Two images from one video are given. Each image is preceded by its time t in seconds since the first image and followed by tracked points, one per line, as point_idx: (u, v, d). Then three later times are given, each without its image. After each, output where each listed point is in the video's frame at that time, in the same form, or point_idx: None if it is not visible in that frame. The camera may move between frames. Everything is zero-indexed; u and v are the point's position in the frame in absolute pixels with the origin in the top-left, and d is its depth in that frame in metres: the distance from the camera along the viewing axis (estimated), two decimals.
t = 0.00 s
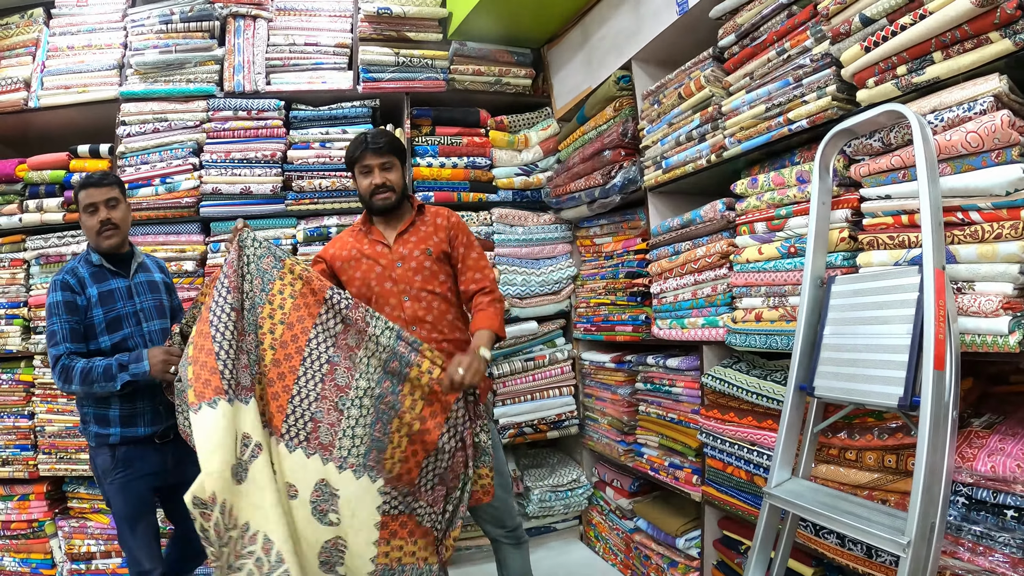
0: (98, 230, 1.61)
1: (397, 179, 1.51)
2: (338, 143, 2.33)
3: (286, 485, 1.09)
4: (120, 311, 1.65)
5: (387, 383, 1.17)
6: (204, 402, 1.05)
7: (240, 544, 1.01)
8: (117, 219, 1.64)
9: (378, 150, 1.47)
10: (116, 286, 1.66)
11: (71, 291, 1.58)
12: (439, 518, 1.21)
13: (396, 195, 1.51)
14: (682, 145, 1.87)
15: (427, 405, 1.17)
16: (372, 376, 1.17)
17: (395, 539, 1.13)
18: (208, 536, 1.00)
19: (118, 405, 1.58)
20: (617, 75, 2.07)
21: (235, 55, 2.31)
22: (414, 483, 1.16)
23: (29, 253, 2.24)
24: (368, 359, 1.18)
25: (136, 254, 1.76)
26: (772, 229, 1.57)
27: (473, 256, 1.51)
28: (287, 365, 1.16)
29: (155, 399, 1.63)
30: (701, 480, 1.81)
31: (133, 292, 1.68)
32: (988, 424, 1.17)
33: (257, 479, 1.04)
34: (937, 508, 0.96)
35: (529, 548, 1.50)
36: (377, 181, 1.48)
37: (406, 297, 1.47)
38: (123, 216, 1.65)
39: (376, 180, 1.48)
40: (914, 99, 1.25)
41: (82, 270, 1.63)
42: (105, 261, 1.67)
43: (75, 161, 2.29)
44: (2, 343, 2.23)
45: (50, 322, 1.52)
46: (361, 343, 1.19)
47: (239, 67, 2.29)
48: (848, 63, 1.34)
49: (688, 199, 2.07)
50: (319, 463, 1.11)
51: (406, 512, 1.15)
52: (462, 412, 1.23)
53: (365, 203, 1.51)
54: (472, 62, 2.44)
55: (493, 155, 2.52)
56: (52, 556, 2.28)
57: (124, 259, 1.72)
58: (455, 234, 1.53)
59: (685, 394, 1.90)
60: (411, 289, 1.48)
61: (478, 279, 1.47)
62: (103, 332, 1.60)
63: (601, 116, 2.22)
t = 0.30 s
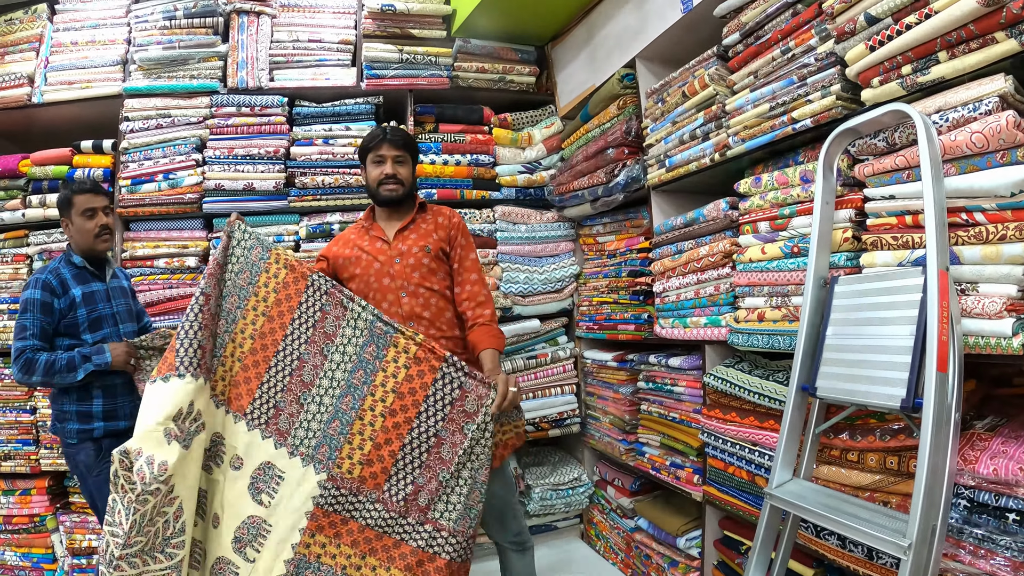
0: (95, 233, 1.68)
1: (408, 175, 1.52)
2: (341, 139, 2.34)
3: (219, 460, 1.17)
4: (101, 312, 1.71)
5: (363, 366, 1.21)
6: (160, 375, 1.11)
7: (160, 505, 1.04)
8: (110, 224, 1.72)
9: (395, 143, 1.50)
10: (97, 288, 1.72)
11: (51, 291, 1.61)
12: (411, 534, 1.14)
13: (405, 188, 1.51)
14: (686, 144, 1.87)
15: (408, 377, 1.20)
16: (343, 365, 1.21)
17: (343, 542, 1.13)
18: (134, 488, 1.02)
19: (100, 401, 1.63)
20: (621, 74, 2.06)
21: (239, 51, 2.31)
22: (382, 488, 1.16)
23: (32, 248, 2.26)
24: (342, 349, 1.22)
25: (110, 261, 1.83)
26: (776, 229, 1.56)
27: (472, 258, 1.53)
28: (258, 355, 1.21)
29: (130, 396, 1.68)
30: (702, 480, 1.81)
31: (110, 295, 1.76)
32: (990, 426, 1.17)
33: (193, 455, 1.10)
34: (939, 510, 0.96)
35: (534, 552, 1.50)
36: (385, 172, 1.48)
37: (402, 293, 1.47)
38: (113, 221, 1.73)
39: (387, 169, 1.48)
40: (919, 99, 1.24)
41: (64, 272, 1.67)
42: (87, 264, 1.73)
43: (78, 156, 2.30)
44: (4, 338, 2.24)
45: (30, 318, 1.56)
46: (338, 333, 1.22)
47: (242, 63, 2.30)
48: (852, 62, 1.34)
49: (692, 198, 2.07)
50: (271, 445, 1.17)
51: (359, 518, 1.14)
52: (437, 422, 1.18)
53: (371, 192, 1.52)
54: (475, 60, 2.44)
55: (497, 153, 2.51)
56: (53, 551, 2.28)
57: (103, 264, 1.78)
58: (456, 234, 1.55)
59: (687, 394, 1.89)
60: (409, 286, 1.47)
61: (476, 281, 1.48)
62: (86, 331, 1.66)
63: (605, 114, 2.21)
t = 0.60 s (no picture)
0: (65, 238, 1.80)
1: (422, 171, 1.54)
2: (343, 138, 2.34)
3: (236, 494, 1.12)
4: (62, 311, 1.82)
5: (341, 364, 1.09)
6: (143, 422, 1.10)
7: (169, 541, 1.05)
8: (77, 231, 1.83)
9: (411, 138, 1.53)
10: (61, 288, 1.83)
11: (15, 288, 1.73)
12: (424, 530, 0.98)
13: (419, 183, 1.53)
14: (686, 145, 1.87)
15: (391, 363, 1.08)
16: (321, 370, 1.09)
17: (349, 556, 0.97)
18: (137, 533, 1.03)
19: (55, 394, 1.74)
20: (623, 74, 2.06)
21: (241, 49, 2.32)
22: (379, 490, 0.99)
23: (35, 245, 2.28)
24: (319, 351, 1.11)
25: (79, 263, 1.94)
26: (776, 231, 1.57)
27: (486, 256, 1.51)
28: (242, 381, 1.14)
29: (83, 391, 1.77)
30: (701, 480, 1.82)
31: (73, 295, 1.86)
32: (988, 428, 1.18)
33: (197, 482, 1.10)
34: (935, 511, 0.97)
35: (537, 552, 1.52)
36: (400, 167, 1.50)
37: (409, 291, 1.46)
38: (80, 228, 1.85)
39: (402, 164, 1.50)
40: (919, 101, 1.25)
41: (30, 270, 1.78)
42: (54, 265, 1.84)
43: (80, 154, 2.31)
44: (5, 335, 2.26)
45: None
46: (312, 340, 1.12)
47: (244, 61, 2.31)
48: (853, 64, 1.34)
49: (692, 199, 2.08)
50: (272, 468, 1.08)
51: (366, 528, 0.97)
52: (428, 402, 1.04)
53: (385, 187, 1.53)
54: (477, 60, 2.45)
55: (498, 152, 2.52)
56: (54, 547, 2.28)
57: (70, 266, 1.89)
58: (467, 232, 1.54)
59: (686, 394, 1.90)
60: (416, 283, 1.47)
61: (495, 280, 1.48)
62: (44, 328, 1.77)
63: (606, 115, 2.22)
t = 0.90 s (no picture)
0: (28, 239, 1.79)
1: (440, 168, 1.53)
2: (342, 137, 2.35)
3: None
4: (21, 308, 1.81)
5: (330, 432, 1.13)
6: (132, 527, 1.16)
7: None
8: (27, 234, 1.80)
9: (429, 136, 1.52)
10: (21, 286, 1.83)
11: None
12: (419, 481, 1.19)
13: (436, 181, 1.52)
14: (684, 146, 1.88)
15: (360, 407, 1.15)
16: (316, 445, 1.12)
17: (371, 523, 1.13)
18: None
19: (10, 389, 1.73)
20: (622, 74, 2.06)
21: (241, 48, 2.32)
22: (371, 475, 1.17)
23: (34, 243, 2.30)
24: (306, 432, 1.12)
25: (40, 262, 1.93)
26: (773, 232, 1.57)
27: (508, 257, 1.52)
28: (234, 487, 1.09)
29: (33, 386, 1.78)
30: (697, 480, 1.82)
31: (33, 293, 1.86)
32: (983, 430, 1.18)
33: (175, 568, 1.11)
34: (929, 512, 0.97)
35: (536, 555, 1.51)
36: (417, 165, 1.49)
37: (425, 289, 1.47)
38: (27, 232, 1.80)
39: (420, 162, 1.49)
40: (916, 104, 1.25)
41: None
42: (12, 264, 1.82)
43: (80, 152, 2.31)
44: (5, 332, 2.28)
45: None
46: (293, 424, 1.12)
47: (244, 60, 2.31)
48: (850, 66, 1.35)
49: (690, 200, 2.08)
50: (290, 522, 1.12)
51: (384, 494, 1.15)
52: (416, 397, 1.19)
53: (401, 185, 1.52)
54: (476, 59, 2.45)
55: (497, 152, 2.52)
56: (52, 544, 2.29)
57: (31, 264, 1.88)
58: (486, 230, 1.53)
59: (683, 394, 1.91)
60: (432, 280, 1.47)
61: (518, 276, 1.50)
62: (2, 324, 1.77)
63: (605, 115, 2.22)
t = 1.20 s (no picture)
0: None
1: (472, 167, 1.54)
2: (342, 135, 2.34)
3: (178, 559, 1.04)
4: None
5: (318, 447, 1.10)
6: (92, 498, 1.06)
7: None
8: None
9: (462, 135, 1.52)
10: None
11: None
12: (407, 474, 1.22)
13: (467, 178, 1.53)
14: (684, 145, 1.88)
15: (364, 424, 1.15)
16: (304, 463, 1.08)
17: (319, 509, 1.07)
18: None
19: None
20: (622, 74, 2.06)
21: (241, 46, 2.32)
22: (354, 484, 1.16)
23: (33, 240, 2.30)
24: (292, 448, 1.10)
25: None
26: (774, 232, 1.57)
27: (533, 258, 1.50)
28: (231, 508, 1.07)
29: None
30: (697, 480, 1.82)
31: None
32: (984, 430, 1.18)
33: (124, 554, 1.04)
34: (930, 512, 0.97)
35: (545, 552, 1.50)
36: (448, 162, 1.51)
37: (447, 283, 1.47)
38: None
39: (451, 160, 1.50)
40: (918, 104, 1.25)
41: None
42: None
43: (80, 149, 2.31)
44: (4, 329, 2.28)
45: None
46: (279, 444, 1.10)
47: (245, 58, 2.31)
48: (851, 66, 1.35)
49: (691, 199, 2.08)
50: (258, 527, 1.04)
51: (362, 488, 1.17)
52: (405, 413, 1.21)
53: (433, 182, 1.55)
54: (477, 58, 2.45)
55: (497, 151, 2.52)
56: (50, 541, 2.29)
57: None
58: (512, 229, 1.53)
59: (683, 394, 1.91)
60: (455, 275, 1.47)
61: (538, 278, 1.47)
62: None
63: (606, 114, 2.22)
